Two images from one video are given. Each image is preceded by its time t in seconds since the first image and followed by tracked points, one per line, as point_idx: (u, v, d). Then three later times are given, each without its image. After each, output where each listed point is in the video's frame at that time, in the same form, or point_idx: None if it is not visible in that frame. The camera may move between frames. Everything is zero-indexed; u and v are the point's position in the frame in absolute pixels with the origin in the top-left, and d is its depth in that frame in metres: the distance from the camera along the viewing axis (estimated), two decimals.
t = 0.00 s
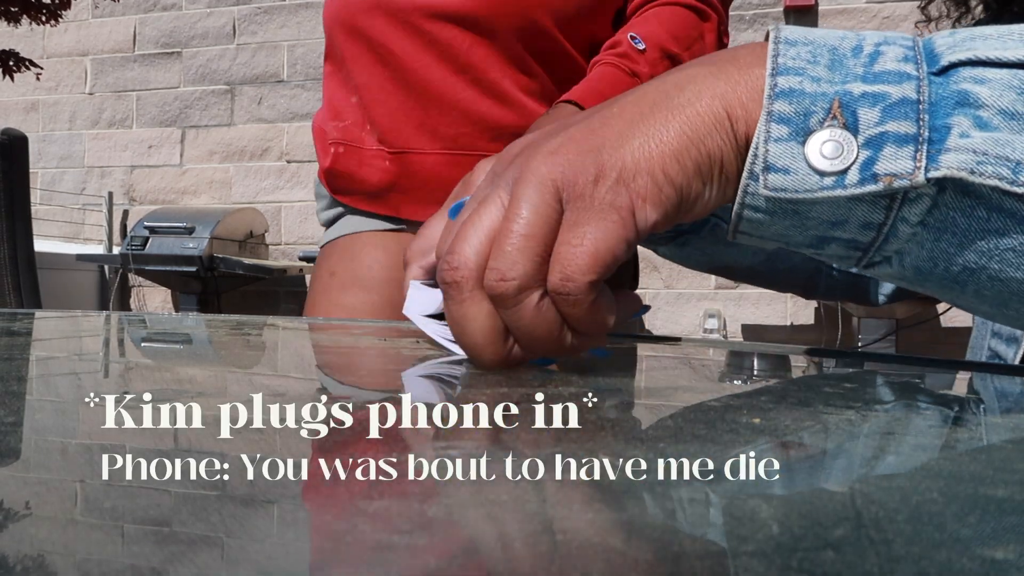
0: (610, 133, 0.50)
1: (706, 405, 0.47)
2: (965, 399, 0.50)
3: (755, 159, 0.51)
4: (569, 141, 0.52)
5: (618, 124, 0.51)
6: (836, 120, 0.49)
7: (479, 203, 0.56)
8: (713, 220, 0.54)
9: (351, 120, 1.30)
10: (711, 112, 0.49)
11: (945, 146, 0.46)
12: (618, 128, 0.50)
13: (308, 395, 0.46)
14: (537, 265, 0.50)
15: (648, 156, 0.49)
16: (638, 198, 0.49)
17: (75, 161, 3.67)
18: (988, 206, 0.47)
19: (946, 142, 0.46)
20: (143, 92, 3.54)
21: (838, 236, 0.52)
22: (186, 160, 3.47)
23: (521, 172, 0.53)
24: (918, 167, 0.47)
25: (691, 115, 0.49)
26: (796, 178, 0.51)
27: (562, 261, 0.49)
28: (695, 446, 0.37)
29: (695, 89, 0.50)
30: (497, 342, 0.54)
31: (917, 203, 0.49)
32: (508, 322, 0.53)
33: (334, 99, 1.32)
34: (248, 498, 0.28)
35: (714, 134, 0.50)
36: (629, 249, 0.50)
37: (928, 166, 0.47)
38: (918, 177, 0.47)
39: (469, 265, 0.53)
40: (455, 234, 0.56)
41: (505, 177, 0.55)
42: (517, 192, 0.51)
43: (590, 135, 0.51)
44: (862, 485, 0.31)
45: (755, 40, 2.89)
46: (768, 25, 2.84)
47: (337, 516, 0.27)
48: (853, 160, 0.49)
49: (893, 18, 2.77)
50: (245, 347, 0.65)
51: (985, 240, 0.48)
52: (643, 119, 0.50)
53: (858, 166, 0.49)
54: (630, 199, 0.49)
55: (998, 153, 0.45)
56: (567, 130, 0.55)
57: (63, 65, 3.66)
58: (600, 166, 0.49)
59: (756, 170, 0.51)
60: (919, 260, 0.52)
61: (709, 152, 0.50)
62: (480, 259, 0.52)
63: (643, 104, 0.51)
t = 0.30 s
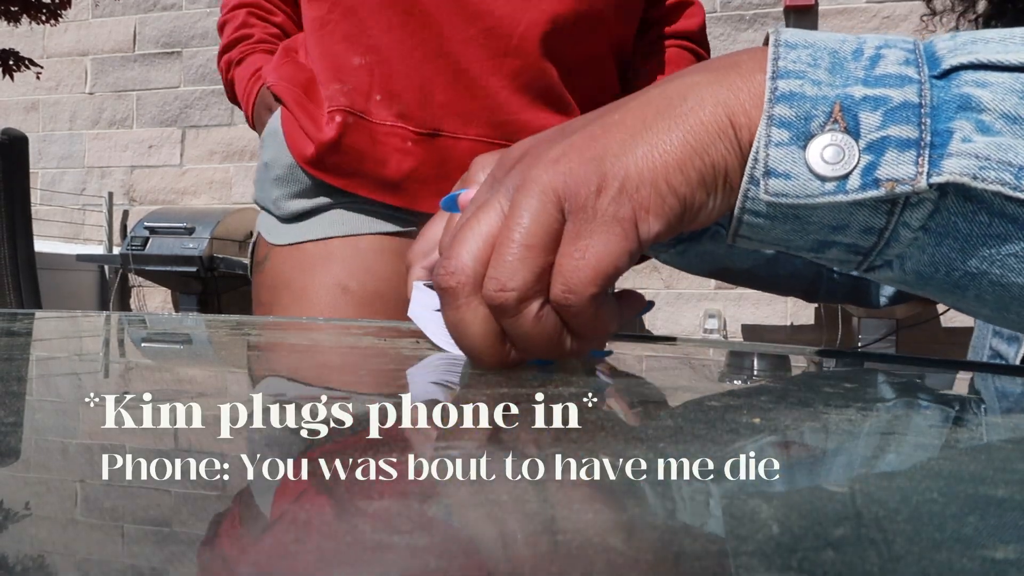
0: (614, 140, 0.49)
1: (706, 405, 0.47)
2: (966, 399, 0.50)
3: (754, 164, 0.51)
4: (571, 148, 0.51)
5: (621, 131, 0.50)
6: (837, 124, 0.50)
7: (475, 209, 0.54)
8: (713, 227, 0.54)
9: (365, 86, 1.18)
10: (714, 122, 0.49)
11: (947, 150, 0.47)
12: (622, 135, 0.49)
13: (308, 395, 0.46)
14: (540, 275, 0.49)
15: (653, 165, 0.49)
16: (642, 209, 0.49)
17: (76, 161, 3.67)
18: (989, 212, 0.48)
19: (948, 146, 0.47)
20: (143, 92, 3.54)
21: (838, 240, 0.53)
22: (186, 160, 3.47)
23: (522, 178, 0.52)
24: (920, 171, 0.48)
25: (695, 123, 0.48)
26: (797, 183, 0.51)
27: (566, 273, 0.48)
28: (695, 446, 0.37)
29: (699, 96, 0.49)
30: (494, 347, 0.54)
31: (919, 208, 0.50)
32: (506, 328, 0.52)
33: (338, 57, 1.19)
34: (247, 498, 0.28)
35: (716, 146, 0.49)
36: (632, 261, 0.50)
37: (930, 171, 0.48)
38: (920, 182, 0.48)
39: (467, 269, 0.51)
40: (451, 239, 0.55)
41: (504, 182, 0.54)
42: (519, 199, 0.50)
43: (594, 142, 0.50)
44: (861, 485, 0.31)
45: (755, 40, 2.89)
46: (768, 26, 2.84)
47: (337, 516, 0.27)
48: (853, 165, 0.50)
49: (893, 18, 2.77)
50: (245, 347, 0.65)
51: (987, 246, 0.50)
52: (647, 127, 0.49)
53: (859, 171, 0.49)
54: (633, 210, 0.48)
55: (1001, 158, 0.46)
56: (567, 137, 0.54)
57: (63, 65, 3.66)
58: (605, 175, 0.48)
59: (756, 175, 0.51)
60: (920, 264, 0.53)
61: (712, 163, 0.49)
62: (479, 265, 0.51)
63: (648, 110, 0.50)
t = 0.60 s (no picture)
0: (621, 153, 0.49)
1: (706, 405, 0.47)
2: (968, 399, 0.50)
3: (757, 165, 0.50)
4: (577, 160, 0.50)
5: (628, 143, 0.49)
6: (840, 126, 0.50)
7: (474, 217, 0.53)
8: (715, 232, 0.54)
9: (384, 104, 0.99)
10: (720, 135, 0.49)
11: (951, 152, 0.47)
12: (629, 148, 0.49)
13: (308, 395, 0.46)
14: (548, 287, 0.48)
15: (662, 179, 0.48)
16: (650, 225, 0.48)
17: (76, 161, 3.67)
18: (993, 212, 0.48)
19: (952, 148, 0.47)
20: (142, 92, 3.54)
21: (841, 241, 0.53)
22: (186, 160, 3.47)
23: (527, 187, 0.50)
24: (924, 172, 0.48)
25: (701, 135, 0.48)
26: (800, 184, 0.51)
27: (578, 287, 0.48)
28: (695, 446, 0.37)
29: (704, 108, 0.49)
30: (496, 355, 0.53)
31: (922, 209, 0.50)
32: (508, 336, 0.51)
33: (356, 64, 0.97)
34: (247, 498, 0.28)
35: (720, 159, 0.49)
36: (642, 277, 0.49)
37: (934, 172, 0.48)
38: (924, 183, 0.48)
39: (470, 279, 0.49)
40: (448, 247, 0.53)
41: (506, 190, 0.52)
42: (526, 211, 0.49)
43: (601, 154, 0.49)
44: (861, 485, 0.31)
45: (755, 40, 2.88)
46: (768, 25, 2.84)
47: (338, 516, 0.27)
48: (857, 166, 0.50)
49: (893, 18, 2.77)
50: (245, 347, 0.64)
51: (990, 247, 0.50)
52: (655, 141, 0.49)
53: (863, 173, 0.49)
54: (642, 226, 0.48)
55: (1005, 159, 0.46)
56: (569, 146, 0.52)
57: (63, 65, 3.65)
58: (614, 189, 0.48)
59: (759, 175, 0.51)
60: (922, 265, 0.53)
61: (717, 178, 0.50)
62: (482, 274, 0.49)
63: (657, 123, 0.49)
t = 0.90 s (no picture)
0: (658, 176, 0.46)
1: (706, 405, 0.47)
2: (967, 399, 0.50)
3: (746, 223, 0.46)
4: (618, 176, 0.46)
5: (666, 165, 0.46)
6: (825, 180, 0.46)
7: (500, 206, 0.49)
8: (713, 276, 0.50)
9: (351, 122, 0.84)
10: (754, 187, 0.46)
11: (934, 204, 0.45)
12: (666, 171, 0.46)
13: (308, 395, 0.46)
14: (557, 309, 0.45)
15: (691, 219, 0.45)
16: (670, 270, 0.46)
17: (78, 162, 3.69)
18: (980, 256, 0.45)
19: (936, 200, 0.45)
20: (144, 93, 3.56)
21: (837, 287, 0.49)
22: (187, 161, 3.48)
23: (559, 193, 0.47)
24: (908, 227, 0.45)
25: (737, 187, 0.46)
26: (789, 241, 0.47)
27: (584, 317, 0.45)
28: (695, 445, 0.37)
29: (746, 154, 0.47)
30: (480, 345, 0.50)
31: (913, 254, 0.46)
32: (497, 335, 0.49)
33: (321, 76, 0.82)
34: (248, 498, 0.28)
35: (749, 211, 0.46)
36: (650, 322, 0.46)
37: (918, 226, 0.45)
38: (910, 237, 0.45)
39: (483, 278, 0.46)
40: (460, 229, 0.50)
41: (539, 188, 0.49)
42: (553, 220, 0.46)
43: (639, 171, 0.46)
44: (861, 484, 0.31)
45: (754, 40, 2.89)
46: (768, 26, 2.84)
47: (338, 516, 0.27)
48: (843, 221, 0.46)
49: (892, 18, 2.78)
50: (246, 346, 0.64)
51: (982, 291, 0.47)
52: (698, 176, 0.46)
53: (850, 227, 0.46)
54: (662, 267, 0.45)
55: (988, 210, 0.44)
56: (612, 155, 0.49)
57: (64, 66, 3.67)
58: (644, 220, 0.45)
59: (749, 233, 0.47)
60: (918, 305, 0.49)
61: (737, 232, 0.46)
62: (496, 274, 0.46)
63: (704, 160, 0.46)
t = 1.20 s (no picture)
0: (755, 221, 0.53)
1: (706, 405, 0.47)
2: (968, 399, 0.50)
3: (816, 309, 0.55)
4: (725, 207, 0.53)
5: (768, 214, 0.53)
6: (893, 266, 0.54)
7: (551, 155, 0.56)
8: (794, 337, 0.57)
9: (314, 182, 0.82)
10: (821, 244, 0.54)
11: (1008, 293, 0.52)
12: (765, 221, 0.53)
13: (307, 396, 0.46)
14: (597, 306, 0.54)
15: (765, 268, 0.53)
16: (730, 314, 0.54)
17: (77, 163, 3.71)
18: None
19: (1008, 290, 0.52)
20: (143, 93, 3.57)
21: (913, 354, 0.56)
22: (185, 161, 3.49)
23: (664, 205, 0.53)
24: (983, 318, 0.53)
25: (783, 223, 0.54)
26: (859, 328, 0.55)
27: (613, 315, 0.54)
28: (694, 446, 0.37)
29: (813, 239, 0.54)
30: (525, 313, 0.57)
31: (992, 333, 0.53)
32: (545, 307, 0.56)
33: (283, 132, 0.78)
34: (248, 498, 0.28)
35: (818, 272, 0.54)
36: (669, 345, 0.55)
37: (994, 318, 0.52)
38: (984, 328, 0.53)
39: (556, 255, 0.54)
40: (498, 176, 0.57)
41: (646, 173, 0.54)
42: (647, 232, 0.52)
43: (737, 206, 0.53)
44: (861, 484, 0.31)
45: (754, 40, 2.89)
46: (768, 26, 2.85)
47: (338, 516, 0.27)
48: (914, 309, 0.54)
49: (892, 18, 2.79)
50: (245, 347, 0.65)
51: None
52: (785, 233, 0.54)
53: (921, 317, 0.54)
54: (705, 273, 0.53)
55: None
56: (720, 168, 0.55)
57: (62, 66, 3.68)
58: (722, 267, 0.53)
59: (819, 318, 0.55)
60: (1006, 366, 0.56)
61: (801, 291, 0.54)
62: (569, 261, 0.53)
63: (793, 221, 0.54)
